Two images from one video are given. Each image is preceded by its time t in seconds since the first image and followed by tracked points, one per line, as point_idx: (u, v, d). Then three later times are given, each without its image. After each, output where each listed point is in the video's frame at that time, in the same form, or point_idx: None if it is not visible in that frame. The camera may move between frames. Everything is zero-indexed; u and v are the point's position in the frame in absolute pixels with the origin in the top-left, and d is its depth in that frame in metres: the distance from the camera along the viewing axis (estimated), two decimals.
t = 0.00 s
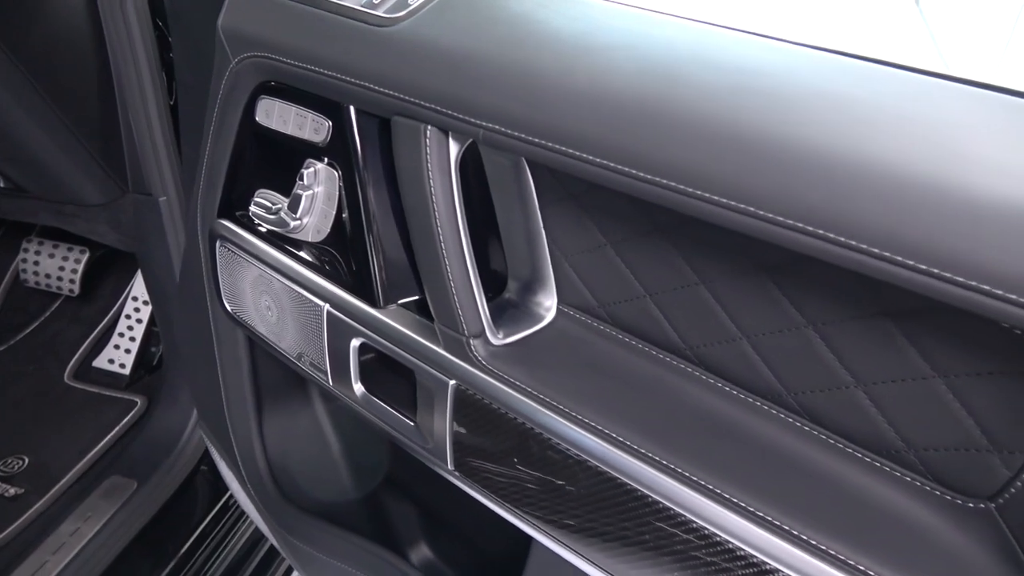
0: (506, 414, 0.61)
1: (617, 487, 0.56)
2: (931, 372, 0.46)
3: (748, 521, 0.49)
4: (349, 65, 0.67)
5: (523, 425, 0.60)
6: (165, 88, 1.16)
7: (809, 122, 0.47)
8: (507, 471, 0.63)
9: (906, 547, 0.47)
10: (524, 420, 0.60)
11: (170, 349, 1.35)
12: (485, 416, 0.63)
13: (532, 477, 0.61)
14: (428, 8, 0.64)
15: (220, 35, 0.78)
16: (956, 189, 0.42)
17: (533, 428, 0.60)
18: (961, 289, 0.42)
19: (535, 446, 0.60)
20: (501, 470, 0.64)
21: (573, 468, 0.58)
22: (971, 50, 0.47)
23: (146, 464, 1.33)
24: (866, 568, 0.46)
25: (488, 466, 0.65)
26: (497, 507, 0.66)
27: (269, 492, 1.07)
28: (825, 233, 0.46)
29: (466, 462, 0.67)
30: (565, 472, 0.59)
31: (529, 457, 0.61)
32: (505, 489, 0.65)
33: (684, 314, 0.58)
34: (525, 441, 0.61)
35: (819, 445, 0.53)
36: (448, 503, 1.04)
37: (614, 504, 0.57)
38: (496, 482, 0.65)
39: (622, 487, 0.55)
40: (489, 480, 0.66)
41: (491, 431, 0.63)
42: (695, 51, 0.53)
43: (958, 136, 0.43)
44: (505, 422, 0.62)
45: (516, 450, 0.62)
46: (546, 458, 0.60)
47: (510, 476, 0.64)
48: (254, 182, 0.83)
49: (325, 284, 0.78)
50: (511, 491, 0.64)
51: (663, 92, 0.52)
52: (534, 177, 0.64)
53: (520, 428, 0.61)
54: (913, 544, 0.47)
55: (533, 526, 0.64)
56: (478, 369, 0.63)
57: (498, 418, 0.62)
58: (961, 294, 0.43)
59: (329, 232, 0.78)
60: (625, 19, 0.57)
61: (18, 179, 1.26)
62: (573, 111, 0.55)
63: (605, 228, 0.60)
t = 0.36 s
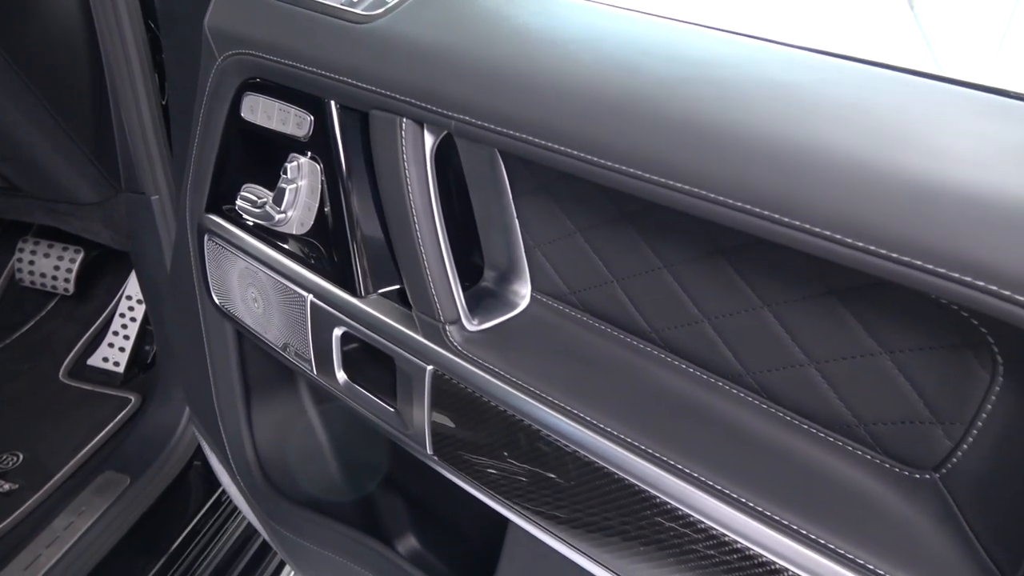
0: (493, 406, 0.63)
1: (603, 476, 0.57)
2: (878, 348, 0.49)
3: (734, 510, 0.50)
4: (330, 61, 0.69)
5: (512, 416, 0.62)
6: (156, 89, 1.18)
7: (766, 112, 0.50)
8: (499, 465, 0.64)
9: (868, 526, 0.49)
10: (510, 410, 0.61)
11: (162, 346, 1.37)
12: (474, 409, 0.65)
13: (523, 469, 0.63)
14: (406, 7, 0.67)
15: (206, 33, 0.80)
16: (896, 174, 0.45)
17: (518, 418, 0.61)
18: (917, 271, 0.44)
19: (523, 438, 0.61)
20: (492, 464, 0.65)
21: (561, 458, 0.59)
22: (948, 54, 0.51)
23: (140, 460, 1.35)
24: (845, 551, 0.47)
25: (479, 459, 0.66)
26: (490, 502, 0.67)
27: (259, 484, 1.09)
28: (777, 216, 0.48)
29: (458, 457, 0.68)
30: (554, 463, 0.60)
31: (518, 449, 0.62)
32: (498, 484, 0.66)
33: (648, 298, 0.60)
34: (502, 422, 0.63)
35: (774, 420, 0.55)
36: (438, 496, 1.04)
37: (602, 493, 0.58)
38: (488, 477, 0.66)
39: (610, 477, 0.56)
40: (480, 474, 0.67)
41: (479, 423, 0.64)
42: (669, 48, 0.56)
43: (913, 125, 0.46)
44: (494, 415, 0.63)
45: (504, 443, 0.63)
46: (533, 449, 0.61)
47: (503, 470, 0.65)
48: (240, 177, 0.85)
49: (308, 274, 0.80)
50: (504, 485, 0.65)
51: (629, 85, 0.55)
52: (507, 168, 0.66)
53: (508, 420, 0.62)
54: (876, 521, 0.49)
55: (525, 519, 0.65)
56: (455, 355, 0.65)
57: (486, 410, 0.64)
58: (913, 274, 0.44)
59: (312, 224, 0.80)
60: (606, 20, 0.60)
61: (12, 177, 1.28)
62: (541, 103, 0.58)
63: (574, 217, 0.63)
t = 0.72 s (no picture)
0: (483, 401, 0.64)
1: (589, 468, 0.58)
2: (826, 330, 0.51)
3: (715, 498, 0.52)
4: (309, 59, 0.71)
5: (503, 412, 0.63)
6: (147, 90, 1.20)
7: (720, 106, 0.52)
8: (487, 460, 0.66)
9: (820, 504, 0.51)
10: (498, 406, 0.63)
11: (154, 344, 1.40)
12: (465, 404, 0.66)
13: (513, 465, 0.64)
14: (383, 8, 0.69)
15: (192, 33, 0.82)
16: (842, 165, 0.46)
17: (507, 412, 0.62)
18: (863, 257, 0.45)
19: (512, 433, 0.63)
20: (482, 459, 0.66)
21: (552, 452, 0.60)
22: (893, 52, 0.53)
23: (132, 457, 1.37)
24: (813, 533, 0.49)
25: (470, 455, 0.67)
26: (482, 496, 0.68)
27: (248, 477, 1.12)
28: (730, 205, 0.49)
29: (448, 453, 0.70)
30: (541, 457, 0.61)
31: (505, 444, 0.63)
32: (490, 479, 0.67)
33: (614, 286, 0.63)
34: (478, 408, 0.65)
35: (732, 402, 0.57)
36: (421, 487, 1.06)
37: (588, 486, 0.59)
38: (480, 473, 0.67)
39: (597, 470, 0.57)
40: (472, 470, 0.68)
41: (468, 418, 0.66)
42: (632, 50, 0.58)
43: (851, 121, 0.48)
44: (484, 411, 0.64)
45: (493, 438, 0.64)
46: (522, 444, 0.62)
47: (492, 466, 0.66)
48: (225, 174, 0.88)
49: (291, 267, 0.82)
50: (497, 481, 0.66)
51: (594, 81, 0.57)
52: (480, 162, 0.68)
53: (498, 416, 0.63)
54: (824, 494, 0.51)
55: (515, 513, 0.66)
56: (431, 345, 0.68)
57: (475, 405, 0.65)
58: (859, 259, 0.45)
59: (294, 220, 0.82)
60: (580, 19, 0.63)
61: (4, 178, 1.29)
62: (509, 97, 0.59)
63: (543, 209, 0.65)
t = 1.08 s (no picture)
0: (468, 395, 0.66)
1: (574, 460, 0.59)
2: (771, 309, 0.53)
3: (669, 472, 0.55)
4: (285, 56, 0.73)
5: (491, 406, 0.64)
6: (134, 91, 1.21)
7: (673, 96, 0.53)
8: (473, 453, 0.67)
9: (767, 474, 0.53)
10: (482, 396, 0.65)
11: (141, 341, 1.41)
12: (455, 399, 0.67)
13: (502, 459, 0.65)
14: (357, 6, 0.72)
15: (174, 31, 0.85)
16: (780, 150, 0.48)
17: (491, 403, 0.64)
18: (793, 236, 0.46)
19: (497, 425, 0.64)
20: (468, 452, 0.67)
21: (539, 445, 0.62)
22: (842, 46, 0.55)
23: (119, 453, 1.38)
24: (787, 517, 0.51)
25: (458, 448, 0.69)
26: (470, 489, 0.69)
27: (233, 469, 1.13)
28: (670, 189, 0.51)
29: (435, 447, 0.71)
30: (527, 450, 0.62)
31: (492, 437, 0.65)
32: (480, 472, 0.68)
33: (577, 272, 0.65)
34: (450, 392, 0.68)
35: (687, 380, 0.60)
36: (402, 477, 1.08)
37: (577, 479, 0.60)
38: (470, 466, 0.68)
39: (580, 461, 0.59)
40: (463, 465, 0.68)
41: (456, 412, 0.67)
42: (590, 45, 0.60)
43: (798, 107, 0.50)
44: (470, 403, 0.66)
45: (480, 430, 0.66)
46: (508, 436, 0.64)
47: (481, 458, 0.67)
48: (208, 169, 0.90)
49: (270, 258, 0.85)
50: (484, 474, 0.67)
51: (555, 75, 0.58)
52: (450, 154, 0.71)
53: (484, 407, 0.65)
54: (777, 469, 0.54)
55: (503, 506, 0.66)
56: (404, 331, 0.70)
57: (463, 400, 0.67)
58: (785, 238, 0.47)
59: (273, 212, 0.84)
60: (543, 17, 0.66)
61: None
62: (471, 90, 0.61)
63: (511, 198, 0.68)
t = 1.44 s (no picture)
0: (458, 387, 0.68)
1: (557, 449, 0.61)
2: (724, 291, 0.56)
3: (630, 449, 0.57)
4: (264, 53, 0.75)
5: (478, 397, 0.66)
6: (121, 90, 1.23)
7: (630, 88, 0.56)
8: (463, 446, 0.69)
9: (719, 448, 0.56)
10: (470, 388, 0.66)
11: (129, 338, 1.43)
12: (445, 394, 0.69)
13: (492, 453, 0.67)
14: (333, 5, 0.74)
15: (156, 30, 0.87)
16: (730, 136, 0.50)
17: (475, 393, 0.66)
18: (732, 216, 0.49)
19: (484, 418, 0.66)
20: (457, 445, 0.70)
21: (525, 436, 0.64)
22: (782, 37, 0.58)
23: (108, 449, 1.40)
24: (772, 504, 0.53)
25: (450, 442, 0.71)
26: (462, 483, 0.71)
27: (220, 461, 1.15)
28: (621, 172, 0.53)
29: (428, 442, 0.73)
30: (514, 441, 0.65)
31: (481, 429, 0.67)
32: (472, 465, 0.70)
33: (544, 259, 0.67)
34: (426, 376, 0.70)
35: (648, 360, 0.62)
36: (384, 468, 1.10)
37: (565, 470, 0.62)
38: (464, 460, 0.70)
39: (562, 448, 0.61)
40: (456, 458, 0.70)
41: (445, 406, 0.70)
42: (554, 41, 0.63)
43: (747, 97, 0.52)
44: (456, 394, 0.68)
45: (467, 424, 0.68)
46: (495, 428, 0.66)
47: (472, 451, 0.69)
48: (191, 165, 0.92)
49: (250, 250, 0.87)
50: (475, 466, 0.69)
51: (519, 69, 0.61)
52: (423, 146, 0.73)
53: (472, 399, 0.67)
54: (729, 443, 0.56)
55: (497, 499, 0.68)
56: (379, 318, 0.73)
57: (453, 393, 0.68)
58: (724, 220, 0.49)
59: (254, 206, 0.86)
60: (511, 15, 0.68)
61: None
62: (440, 83, 0.63)
63: (482, 189, 0.70)
